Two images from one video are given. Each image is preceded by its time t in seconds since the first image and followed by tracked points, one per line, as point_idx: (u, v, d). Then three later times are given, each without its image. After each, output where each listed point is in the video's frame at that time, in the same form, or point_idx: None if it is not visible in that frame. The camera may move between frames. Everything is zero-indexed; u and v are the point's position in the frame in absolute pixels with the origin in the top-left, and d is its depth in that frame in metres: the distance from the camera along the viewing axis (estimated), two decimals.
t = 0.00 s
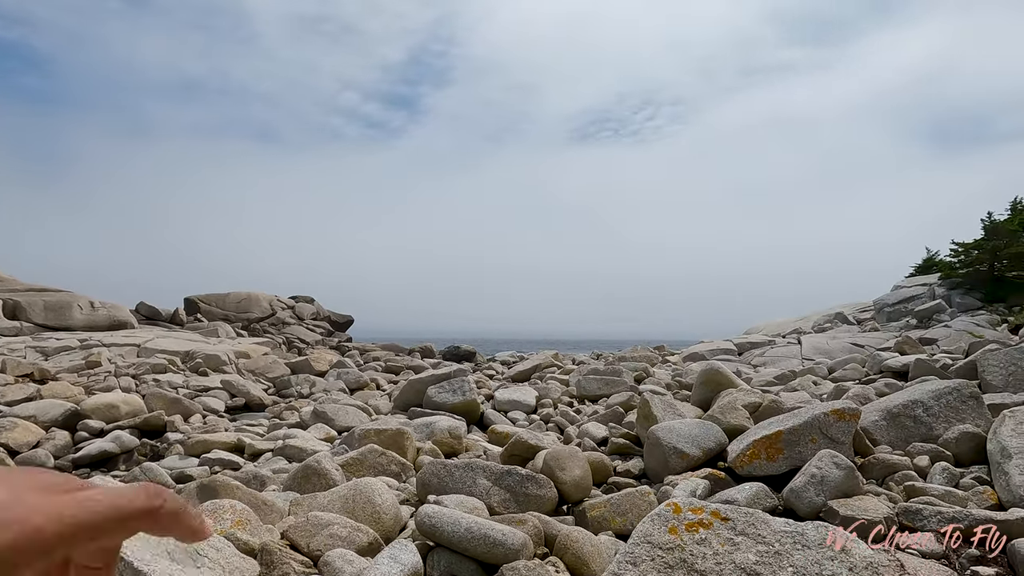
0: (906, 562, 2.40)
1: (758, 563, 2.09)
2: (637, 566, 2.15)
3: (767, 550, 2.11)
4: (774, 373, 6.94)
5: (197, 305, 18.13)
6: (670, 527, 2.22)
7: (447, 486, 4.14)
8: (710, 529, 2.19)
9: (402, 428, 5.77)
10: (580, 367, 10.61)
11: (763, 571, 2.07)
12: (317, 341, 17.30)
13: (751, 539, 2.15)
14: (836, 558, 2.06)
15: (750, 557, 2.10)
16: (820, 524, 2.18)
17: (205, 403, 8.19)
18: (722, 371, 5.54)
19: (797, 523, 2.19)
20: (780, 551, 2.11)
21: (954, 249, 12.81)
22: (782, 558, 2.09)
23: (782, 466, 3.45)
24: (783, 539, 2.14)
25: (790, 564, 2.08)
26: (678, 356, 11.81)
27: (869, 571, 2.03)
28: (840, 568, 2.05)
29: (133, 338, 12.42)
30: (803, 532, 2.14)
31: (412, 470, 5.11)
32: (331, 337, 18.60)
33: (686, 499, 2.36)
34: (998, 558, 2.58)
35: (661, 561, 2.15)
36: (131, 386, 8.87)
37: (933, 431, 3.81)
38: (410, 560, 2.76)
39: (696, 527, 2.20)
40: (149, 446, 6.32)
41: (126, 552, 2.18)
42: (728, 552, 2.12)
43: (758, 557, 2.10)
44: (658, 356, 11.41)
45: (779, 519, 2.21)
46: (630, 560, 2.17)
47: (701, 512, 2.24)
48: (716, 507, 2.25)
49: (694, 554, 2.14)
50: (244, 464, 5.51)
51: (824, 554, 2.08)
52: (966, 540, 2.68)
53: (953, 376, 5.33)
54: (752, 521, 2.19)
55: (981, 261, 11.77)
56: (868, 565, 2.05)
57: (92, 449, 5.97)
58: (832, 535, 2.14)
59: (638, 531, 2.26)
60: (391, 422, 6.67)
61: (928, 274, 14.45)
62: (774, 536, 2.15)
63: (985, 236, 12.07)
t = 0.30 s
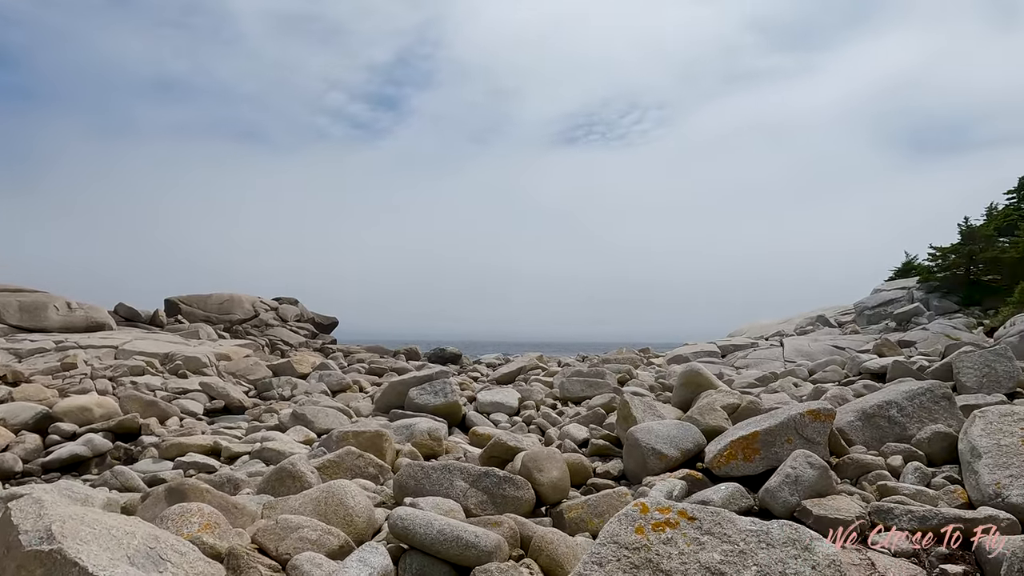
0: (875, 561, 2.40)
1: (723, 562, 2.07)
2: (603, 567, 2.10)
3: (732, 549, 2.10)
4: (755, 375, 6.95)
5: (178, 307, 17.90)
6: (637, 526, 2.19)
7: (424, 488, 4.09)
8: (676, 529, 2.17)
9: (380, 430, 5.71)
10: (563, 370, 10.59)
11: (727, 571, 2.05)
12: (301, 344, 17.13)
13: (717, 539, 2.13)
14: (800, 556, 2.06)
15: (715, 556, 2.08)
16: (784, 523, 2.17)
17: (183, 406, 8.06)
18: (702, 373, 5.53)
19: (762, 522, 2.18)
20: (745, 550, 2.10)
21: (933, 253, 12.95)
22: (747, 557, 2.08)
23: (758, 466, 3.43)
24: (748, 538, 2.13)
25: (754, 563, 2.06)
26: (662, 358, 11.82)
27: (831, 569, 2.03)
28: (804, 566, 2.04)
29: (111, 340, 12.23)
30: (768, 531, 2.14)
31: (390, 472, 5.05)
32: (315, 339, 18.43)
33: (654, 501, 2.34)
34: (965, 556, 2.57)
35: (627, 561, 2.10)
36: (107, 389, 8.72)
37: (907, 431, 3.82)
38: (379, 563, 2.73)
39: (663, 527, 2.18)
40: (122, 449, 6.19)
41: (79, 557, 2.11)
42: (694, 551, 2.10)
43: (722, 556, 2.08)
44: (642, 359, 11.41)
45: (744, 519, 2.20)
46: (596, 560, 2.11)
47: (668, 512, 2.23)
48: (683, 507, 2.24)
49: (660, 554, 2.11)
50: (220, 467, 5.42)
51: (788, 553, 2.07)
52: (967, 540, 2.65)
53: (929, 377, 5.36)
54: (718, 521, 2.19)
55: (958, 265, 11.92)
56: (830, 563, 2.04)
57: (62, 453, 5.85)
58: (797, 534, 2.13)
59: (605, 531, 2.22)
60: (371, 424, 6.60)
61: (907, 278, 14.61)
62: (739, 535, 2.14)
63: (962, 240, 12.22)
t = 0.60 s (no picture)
0: (864, 566, 2.37)
1: (704, 566, 2.04)
2: (584, 571, 2.07)
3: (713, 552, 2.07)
4: (749, 380, 6.93)
5: (172, 312, 17.83)
6: (619, 530, 2.17)
7: (413, 494, 4.05)
8: (659, 532, 2.15)
9: (371, 435, 5.66)
10: (558, 375, 10.56)
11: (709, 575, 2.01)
12: (295, 349, 17.06)
13: (698, 542, 2.11)
14: (782, 560, 2.03)
15: (697, 560, 2.05)
16: (767, 527, 2.14)
17: (174, 411, 7.99)
18: (695, 378, 5.51)
19: (745, 525, 2.16)
20: (726, 553, 2.07)
21: (927, 260, 12.99)
22: (728, 561, 2.05)
23: (749, 471, 3.41)
24: (730, 542, 2.10)
25: (736, 567, 2.03)
26: (657, 363, 11.80)
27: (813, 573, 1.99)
28: (786, 571, 2.02)
29: (104, 345, 12.15)
30: (750, 534, 2.11)
31: (380, 477, 5.01)
32: (310, 344, 18.36)
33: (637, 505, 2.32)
34: (954, 560, 2.56)
35: (608, 566, 2.07)
36: (99, 394, 8.65)
37: (898, 436, 3.80)
38: (363, 569, 2.69)
39: (645, 531, 2.15)
40: (112, 453, 6.11)
41: (54, 563, 2.08)
42: (676, 555, 2.07)
43: (704, 560, 2.06)
44: (637, 364, 11.39)
45: (726, 522, 2.18)
46: (577, 565, 2.08)
47: (650, 516, 2.20)
48: (665, 511, 2.22)
49: (642, 558, 2.08)
50: (209, 472, 5.36)
51: (770, 557, 2.04)
52: (967, 541, 2.62)
53: (922, 383, 5.35)
54: (700, 525, 2.16)
55: (952, 271, 11.96)
56: (812, 567, 2.01)
57: (50, 458, 5.79)
58: (780, 538, 2.11)
59: (587, 535, 2.20)
60: (363, 429, 6.55)
61: (902, 284, 14.65)
62: (720, 538, 2.11)
63: (956, 247, 12.27)
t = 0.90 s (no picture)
0: None
1: None
2: None
3: (728, 568, 2.04)
4: (763, 391, 6.86)
5: (185, 322, 17.93)
6: (631, 545, 2.13)
7: (423, 505, 4.03)
8: (672, 547, 2.11)
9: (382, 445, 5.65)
10: (569, 385, 10.50)
11: None
12: (306, 358, 17.11)
13: (713, 558, 2.07)
14: None
15: None
16: (783, 543, 2.10)
17: (187, 420, 8.01)
18: (707, 389, 5.45)
19: (760, 540, 2.12)
20: (741, 570, 2.03)
21: (943, 269, 12.85)
22: None
23: (763, 484, 3.36)
24: (745, 557, 2.06)
25: None
26: (669, 374, 11.71)
27: None
28: None
29: (119, 354, 12.21)
30: (766, 550, 2.07)
31: (391, 488, 4.98)
32: (321, 354, 18.40)
33: (649, 518, 2.29)
34: None
35: None
36: (113, 403, 8.69)
37: (916, 449, 3.74)
38: None
39: (658, 545, 2.12)
40: (125, 463, 6.13)
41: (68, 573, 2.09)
42: (690, 570, 2.04)
43: None
44: (649, 375, 11.31)
45: (741, 537, 2.14)
46: None
47: (663, 530, 2.16)
48: (678, 525, 2.18)
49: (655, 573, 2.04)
50: (220, 482, 5.36)
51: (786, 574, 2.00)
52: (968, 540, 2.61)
53: (940, 394, 5.27)
54: (714, 540, 2.12)
55: (969, 280, 11.81)
56: None
57: (65, 467, 5.81)
58: (796, 554, 2.07)
59: (599, 549, 2.16)
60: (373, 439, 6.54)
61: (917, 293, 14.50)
62: (736, 554, 2.08)
63: (972, 256, 12.13)
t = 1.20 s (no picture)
0: None
1: None
2: None
3: None
4: (785, 402, 6.78)
5: (205, 332, 18.10)
6: (662, 561, 2.12)
7: (444, 517, 4.01)
8: (704, 563, 2.10)
9: (401, 456, 5.64)
10: (586, 396, 10.44)
11: None
12: (324, 368, 17.20)
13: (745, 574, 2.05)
14: None
15: None
16: (817, 561, 2.08)
17: (208, 430, 8.07)
18: (729, 400, 5.39)
19: (794, 558, 2.10)
20: None
21: (968, 277, 12.64)
22: None
23: (790, 498, 3.31)
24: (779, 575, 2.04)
25: None
26: (688, 384, 11.62)
27: None
28: None
29: (141, 364, 12.35)
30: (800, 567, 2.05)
31: (410, 500, 4.97)
32: (338, 364, 18.48)
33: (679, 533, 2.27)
34: None
35: None
36: (136, 412, 8.78)
37: (947, 462, 3.66)
38: None
39: (690, 561, 2.11)
40: (148, 472, 6.17)
41: None
42: None
43: None
44: (667, 385, 11.22)
45: (775, 555, 2.12)
46: None
47: (693, 546, 2.14)
48: (708, 541, 2.16)
49: None
50: (242, 492, 5.38)
51: None
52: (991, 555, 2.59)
53: (969, 406, 5.18)
54: (746, 556, 2.10)
55: (995, 289, 11.62)
56: None
57: (91, 475, 5.86)
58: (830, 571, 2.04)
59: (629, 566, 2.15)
60: (392, 450, 6.55)
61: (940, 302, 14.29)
62: (769, 571, 2.06)
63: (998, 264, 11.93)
